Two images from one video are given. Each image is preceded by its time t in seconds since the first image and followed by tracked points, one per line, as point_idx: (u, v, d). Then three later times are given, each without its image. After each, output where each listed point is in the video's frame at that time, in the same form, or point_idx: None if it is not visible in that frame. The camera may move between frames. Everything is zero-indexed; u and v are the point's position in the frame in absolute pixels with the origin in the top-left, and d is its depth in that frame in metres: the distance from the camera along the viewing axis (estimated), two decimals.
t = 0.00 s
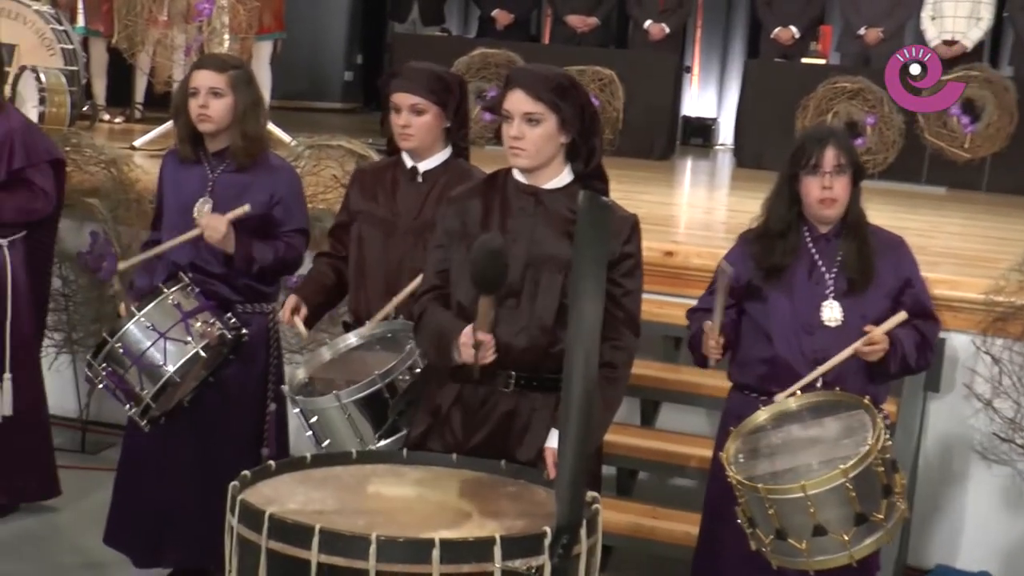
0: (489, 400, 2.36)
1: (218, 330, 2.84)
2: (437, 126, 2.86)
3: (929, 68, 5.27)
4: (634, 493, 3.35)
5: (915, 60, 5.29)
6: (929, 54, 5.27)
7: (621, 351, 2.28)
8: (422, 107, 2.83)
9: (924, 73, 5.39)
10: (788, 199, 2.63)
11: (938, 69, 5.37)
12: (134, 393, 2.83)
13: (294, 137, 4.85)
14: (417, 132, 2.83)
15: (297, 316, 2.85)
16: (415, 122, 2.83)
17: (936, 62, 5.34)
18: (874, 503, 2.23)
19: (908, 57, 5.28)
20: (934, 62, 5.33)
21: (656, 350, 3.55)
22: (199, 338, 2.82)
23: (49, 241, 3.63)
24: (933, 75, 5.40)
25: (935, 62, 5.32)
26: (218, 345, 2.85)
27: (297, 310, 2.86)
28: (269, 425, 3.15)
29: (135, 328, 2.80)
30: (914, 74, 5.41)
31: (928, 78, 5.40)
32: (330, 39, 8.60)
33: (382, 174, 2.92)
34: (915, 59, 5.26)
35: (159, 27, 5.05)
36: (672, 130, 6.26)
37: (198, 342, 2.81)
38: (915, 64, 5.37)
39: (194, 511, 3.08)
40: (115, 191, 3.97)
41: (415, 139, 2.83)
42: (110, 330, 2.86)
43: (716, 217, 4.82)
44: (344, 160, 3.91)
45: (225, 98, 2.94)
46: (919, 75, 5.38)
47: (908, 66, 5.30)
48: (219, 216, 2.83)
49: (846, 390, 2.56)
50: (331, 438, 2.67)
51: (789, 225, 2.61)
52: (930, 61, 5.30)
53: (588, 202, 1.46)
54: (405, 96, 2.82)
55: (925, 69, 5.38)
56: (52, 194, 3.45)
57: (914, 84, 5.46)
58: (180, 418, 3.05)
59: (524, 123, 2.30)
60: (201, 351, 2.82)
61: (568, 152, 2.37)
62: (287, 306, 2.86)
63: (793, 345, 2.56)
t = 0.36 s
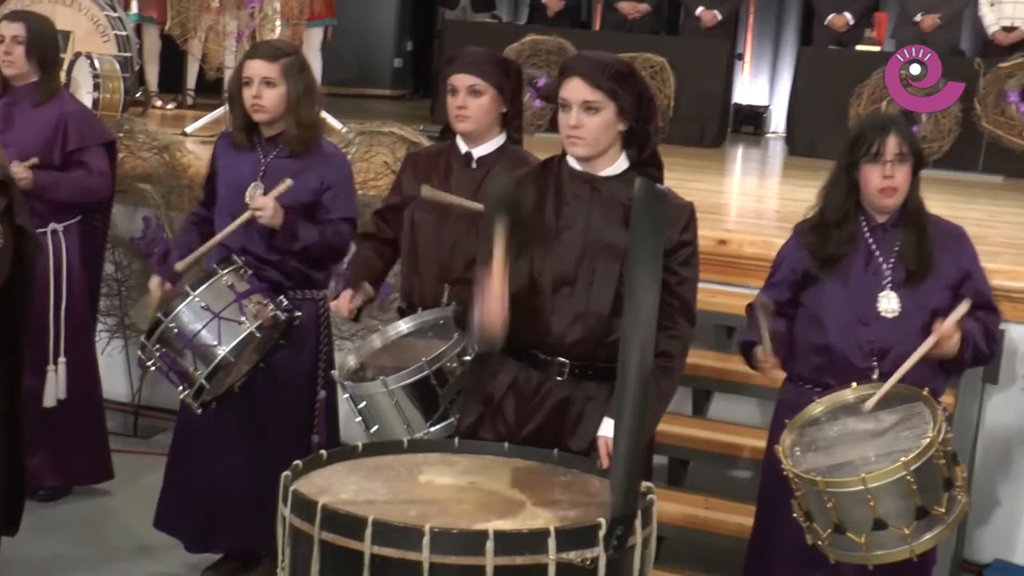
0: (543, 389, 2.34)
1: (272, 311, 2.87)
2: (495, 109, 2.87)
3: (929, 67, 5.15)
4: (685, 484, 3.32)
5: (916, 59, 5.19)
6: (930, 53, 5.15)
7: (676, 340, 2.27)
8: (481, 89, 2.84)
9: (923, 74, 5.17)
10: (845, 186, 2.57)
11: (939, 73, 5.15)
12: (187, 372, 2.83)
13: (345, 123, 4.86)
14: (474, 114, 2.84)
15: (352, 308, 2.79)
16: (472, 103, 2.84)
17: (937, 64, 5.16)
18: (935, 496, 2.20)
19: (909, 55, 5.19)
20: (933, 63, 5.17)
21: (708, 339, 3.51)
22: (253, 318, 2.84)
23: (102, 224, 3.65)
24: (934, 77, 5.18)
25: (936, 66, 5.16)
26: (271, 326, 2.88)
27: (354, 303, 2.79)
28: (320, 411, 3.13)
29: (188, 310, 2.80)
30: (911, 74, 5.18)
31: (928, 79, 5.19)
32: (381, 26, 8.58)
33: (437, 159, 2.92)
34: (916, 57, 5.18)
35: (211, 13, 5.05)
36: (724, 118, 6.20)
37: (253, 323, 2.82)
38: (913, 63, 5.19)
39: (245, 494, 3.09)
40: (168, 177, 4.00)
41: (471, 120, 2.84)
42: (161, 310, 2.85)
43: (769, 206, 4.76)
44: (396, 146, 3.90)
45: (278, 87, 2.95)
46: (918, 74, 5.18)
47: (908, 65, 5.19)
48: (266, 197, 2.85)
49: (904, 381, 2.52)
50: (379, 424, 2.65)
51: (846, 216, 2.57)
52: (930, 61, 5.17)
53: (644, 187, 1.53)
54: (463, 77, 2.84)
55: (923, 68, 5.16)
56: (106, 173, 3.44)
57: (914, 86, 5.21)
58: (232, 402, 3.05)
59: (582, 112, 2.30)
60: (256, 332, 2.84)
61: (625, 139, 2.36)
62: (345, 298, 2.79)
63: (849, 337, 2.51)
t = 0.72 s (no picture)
0: (579, 377, 2.31)
1: (305, 301, 2.85)
2: (531, 97, 2.86)
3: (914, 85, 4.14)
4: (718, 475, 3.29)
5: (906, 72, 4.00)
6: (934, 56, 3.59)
7: (712, 329, 2.22)
8: (517, 74, 2.84)
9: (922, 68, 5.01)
10: (886, 173, 2.54)
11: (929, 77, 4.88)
12: (220, 362, 2.83)
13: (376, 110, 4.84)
14: (509, 99, 2.82)
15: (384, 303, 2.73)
16: (507, 87, 2.83)
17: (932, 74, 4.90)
18: (976, 491, 2.16)
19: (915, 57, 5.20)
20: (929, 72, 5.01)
21: (742, 330, 3.48)
22: (286, 308, 2.82)
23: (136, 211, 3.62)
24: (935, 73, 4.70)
25: (937, 63, 5.24)
26: (304, 316, 2.86)
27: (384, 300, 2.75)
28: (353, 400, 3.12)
29: (222, 299, 2.80)
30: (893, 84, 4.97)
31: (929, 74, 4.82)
32: (412, 13, 8.46)
33: (471, 148, 2.90)
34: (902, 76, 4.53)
35: None
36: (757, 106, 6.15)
37: (285, 313, 2.80)
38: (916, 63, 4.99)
39: (275, 482, 3.07)
40: (200, 163, 3.98)
41: (506, 105, 2.82)
42: (197, 301, 2.87)
43: (803, 195, 4.72)
44: (428, 133, 3.88)
45: (311, 71, 2.95)
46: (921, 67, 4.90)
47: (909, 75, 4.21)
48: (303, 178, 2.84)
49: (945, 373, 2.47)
50: (415, 414, 2.65)
51: (887, 205, 2.52)
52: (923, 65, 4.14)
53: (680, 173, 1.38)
54: (500, 62, 2.84)
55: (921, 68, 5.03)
56: (137, 164, 3.45)
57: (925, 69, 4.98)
58: (264, 391, 3.04)
59: (618, 99, 2.28)
60: (288, 323, 2.82)
61: (661, 125, 2.33)
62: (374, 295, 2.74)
63: (890, 327, 2.47)
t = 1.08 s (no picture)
0: (609, 393, 2.29)
1: (327, 313, 2.81)
2: (556, 106, 2.82)
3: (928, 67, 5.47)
4: (744, 489, 3.26)
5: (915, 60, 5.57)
6: (928, 56, 5.52)
7: (745, 342, 2.18)
8: (542, 84, 2.80)
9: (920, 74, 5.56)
10: (918, 186, 2.50)
11: (938, 64, 5.47)
12: (241, 375, 2.79)
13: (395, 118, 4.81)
14: (534, 110, 2.79)
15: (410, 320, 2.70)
16: (531, 98, 2.79)
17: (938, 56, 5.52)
18: (1017, 506, 2.11)
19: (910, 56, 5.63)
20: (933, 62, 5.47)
21: (768, 341, 3.44)
22: (307, 320, 2.79)
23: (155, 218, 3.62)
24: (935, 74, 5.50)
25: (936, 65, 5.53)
26: (325, 328, 2.82)
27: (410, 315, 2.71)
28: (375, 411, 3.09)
29: (243, 311, 2.78)
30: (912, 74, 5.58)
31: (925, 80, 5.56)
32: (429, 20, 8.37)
33: (496, 158, 2.88)
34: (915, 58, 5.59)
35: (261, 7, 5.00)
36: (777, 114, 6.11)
37: (306, 325, 2.77)
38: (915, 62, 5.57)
39: (297, 494, 3.06)
40: (219, 171, 3.94)
41: (530, 116, 2.79)
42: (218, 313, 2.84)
43: (825, 204, 4.68)
44: (449, 142, 3.86)
45: (335, 79, 2.92)
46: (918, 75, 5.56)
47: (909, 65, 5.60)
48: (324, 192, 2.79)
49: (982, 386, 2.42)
50: (436, 429, 2.61)
51: (918, 217, 2.48)
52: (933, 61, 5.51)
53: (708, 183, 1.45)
54: (524, 72, 2.80)
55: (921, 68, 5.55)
56: (153, 174, 3.44)
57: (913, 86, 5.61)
58: (285, 404, 3.03)
59: (645, 109, 2.24)
60: (309, 335, 2.79)
61: (690, 135, 2.30)
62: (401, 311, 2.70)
63: (922, 339, 2.43)
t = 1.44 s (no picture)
0: (651, 399, 2.30)
1: (363, 321, 2.80)
2: (590, 108, 2.77)
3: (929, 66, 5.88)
4: (783, 494, 3.22)
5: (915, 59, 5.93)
6: (928, 55, 5.88)
7: (790, 348, 2.15)
8: (576, 88, 2.75)
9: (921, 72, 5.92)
10: (961, 186, 2.44)
11: (938, 63, 5.87)
12: (278, 385, 2.79)
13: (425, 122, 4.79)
14: (569, 113, 2.74)
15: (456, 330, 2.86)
16: (567, 103, 2.74)
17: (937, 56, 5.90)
18: None
19: (909, 56, 5.97)
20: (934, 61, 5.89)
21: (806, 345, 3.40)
22: (344, 328, 2.78)
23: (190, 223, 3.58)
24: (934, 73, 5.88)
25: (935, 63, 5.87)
26: (362, 336, 2.81)
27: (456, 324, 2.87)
28: (411, 418, 3.05)
29: (279, 321, 2.76)
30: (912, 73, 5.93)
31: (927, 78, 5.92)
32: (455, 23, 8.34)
33: (530, 162, 2.84)
34: (915, 58, 5.93)
35: (289, 12, 4.99)
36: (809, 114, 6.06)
37: (343, 333, 2.77)
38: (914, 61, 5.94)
39: (334, 500, 3.04)
40: (249, 177, 3.95)
41: (566, 120, 2.74)
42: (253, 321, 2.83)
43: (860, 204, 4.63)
44: (480, 146, 3.84)
45: (369, 83, 2.89)
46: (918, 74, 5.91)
47: (909, 65, 5.95)
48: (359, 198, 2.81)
49: None
50: (474, 436, 2.57)
51: (962, 216, 2.42)
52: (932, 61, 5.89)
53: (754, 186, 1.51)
54: (558, 76, 2.75)
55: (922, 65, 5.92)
56: (189, 178, 3.44)
57: (914, 86, 5.91)
58: (319, 410, 3.01)
59: (686, 112, 2.22)
60: (347, 343, 2.79)
61: (734, 138, 2.28)
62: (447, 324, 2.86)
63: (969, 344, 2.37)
